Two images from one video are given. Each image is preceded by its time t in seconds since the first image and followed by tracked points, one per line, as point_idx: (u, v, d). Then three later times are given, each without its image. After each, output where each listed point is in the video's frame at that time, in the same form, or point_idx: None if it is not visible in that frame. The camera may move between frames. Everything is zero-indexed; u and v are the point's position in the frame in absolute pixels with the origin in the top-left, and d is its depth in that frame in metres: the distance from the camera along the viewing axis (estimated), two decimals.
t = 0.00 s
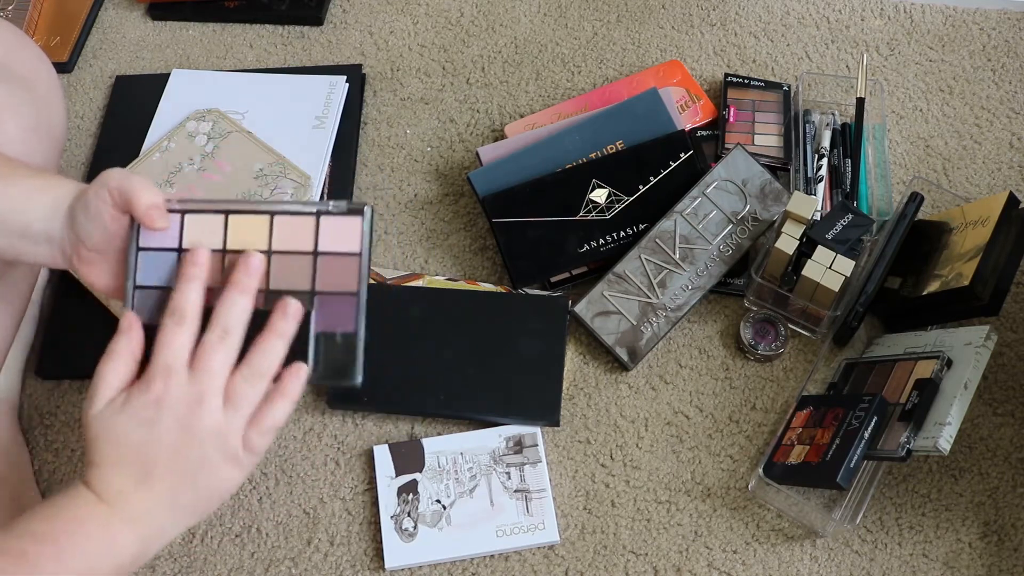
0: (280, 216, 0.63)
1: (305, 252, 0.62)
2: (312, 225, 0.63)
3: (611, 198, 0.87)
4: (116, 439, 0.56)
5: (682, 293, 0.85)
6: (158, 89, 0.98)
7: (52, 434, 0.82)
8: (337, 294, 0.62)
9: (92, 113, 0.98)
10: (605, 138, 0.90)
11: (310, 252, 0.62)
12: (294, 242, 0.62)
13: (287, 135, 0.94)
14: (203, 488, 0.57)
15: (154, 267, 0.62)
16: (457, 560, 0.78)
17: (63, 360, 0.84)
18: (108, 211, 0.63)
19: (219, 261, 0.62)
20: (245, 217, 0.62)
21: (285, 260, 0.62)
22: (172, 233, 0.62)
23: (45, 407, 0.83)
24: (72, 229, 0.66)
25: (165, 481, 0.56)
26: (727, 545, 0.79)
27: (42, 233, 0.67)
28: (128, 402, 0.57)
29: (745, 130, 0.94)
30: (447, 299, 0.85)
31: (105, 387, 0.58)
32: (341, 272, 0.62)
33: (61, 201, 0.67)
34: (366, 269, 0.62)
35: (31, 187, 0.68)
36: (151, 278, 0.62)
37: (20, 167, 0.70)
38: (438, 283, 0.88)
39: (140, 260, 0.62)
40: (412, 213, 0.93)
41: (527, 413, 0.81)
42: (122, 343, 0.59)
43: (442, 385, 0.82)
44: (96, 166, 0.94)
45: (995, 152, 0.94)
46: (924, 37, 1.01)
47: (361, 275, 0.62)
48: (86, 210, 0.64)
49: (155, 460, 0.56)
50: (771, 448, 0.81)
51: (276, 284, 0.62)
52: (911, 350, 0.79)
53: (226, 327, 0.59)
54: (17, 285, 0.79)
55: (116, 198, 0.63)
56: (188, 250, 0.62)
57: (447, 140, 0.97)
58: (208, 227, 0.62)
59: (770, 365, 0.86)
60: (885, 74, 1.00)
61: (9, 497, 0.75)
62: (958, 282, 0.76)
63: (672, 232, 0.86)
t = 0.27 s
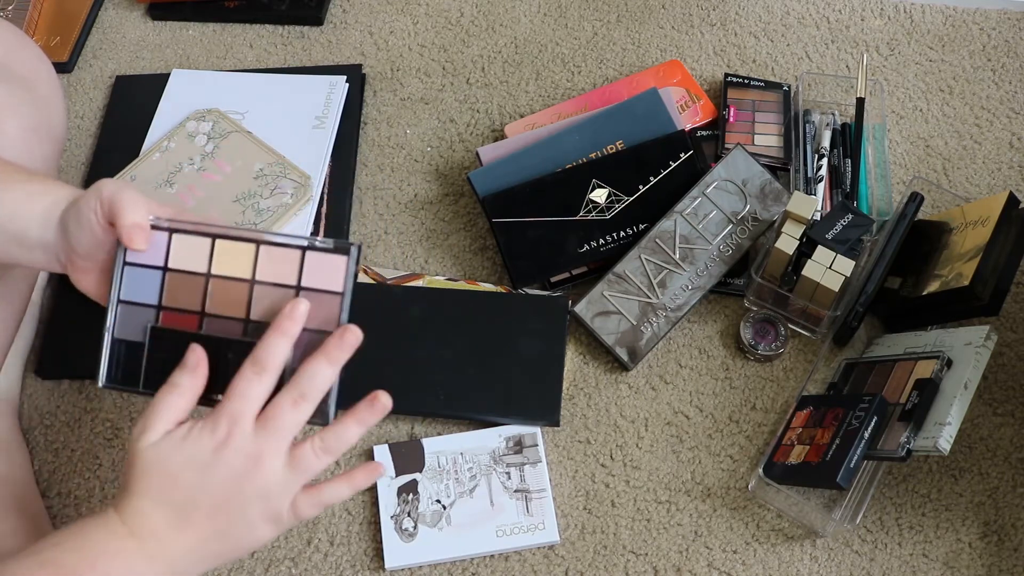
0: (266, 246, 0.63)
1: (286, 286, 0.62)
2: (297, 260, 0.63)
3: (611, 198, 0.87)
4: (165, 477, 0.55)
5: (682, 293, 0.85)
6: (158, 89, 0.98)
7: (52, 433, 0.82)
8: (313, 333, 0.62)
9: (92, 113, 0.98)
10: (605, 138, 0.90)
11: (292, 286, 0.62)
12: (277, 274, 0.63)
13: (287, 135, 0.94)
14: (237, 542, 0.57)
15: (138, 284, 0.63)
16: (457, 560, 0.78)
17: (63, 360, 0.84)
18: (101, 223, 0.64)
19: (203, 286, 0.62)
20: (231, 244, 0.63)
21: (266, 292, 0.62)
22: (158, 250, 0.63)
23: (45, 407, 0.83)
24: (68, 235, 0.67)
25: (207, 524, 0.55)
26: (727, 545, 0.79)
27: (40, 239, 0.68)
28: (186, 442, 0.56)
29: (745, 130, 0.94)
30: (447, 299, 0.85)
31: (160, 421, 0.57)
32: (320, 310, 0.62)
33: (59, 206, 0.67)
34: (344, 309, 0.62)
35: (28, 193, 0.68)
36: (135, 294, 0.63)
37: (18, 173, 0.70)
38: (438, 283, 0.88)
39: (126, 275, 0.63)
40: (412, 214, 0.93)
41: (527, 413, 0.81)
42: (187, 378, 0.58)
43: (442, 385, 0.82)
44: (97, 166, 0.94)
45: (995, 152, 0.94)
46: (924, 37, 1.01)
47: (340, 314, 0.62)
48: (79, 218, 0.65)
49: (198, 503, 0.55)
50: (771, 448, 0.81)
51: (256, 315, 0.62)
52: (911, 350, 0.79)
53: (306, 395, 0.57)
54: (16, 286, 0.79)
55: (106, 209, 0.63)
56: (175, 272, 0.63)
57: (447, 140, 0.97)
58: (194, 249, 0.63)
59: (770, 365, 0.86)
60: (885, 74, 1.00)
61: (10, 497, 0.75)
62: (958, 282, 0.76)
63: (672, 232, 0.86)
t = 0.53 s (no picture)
0: (283, 240, 0.64)
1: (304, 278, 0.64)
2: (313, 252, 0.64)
3: (611, 198, 0.87)
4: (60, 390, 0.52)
5: (682, 293, 0.85)
6: (158, 89, 0.98)
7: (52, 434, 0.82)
8: (335, 322, 0.64)
9: (92, 113, 0.98)
10: (605, 138, 0.90)
11: (310, 277, 0.64)
12: (295, 266, 0.64)
13: (287, 135, 0.94)
14: (142, 440, 0.53)
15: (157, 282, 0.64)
16: (457, 560, 0.78)
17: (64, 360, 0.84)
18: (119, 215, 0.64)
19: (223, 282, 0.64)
20: (247, 238, 0.64)
21: (286, 284, 0.64)
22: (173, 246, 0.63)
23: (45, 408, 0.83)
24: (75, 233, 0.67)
25: (109, 429, 0.52)
26: (727, 545, 0.79)
27: (45, 237, 0.68)
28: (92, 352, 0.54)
29: (745, 130, 0.94)
30: (447, 300, 0.85)
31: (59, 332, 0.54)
32: (339, 299, 0.64)
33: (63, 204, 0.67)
34: (363, 298, 0.64)
35: (32, 191, 0.68)
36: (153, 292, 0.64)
37: (21, 169, 0.70)
38: (438, 283, 0.88)
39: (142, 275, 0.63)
40: (412, 214, 0.93)
41: (527, 413, 0.81)
42: (39, 307, 0.54)
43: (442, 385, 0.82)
44: (97, 166, 0.94)
45: (995, 152, 0.94)
46: (924, 37, 1.01)
47: (359, 302, 0.64)
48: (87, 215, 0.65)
49: (98, 412, 0.52)
50: (771, 448, 0.81)
51: (277, 306, 0.64)
52: (911, 350, 0.79)
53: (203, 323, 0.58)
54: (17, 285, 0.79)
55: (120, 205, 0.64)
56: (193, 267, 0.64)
57: (447, 140, 0.97)
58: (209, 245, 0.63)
59: (770, 365, 0.86)
60: (885, 74, 1.00)
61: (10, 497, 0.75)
62: (958, 282, 0.76)
63: (672, 232, 0.86)
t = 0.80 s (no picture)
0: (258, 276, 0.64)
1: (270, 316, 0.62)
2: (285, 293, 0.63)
3: (611, 198, 0.87)
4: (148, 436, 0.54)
5: (682, 293, 0.85)
6: (158, 89, 0.98)
7: (52, 434, 0.82)
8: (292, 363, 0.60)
9: (92, 113, 0.98)
10: (605, 138, 0.90)
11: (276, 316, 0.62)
12: (263, 303, 0.62)
13: (287, 135, 0.94)
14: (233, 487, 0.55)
15: (125, 291, 0.61)
16: (457, 560, 0.78)
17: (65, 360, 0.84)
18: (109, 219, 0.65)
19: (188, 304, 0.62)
20: (225, 270, 0.63)
21: (250, 319, 0.62)
22: (149, 262, 0.62)
23: (45, 408, 0.83)
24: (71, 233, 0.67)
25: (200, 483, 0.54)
26: (727, 545, 0.79)
27: (43, 238, 0.68)
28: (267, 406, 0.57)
29: (745, 130, 0.94)
30: (447, 299, 0.85)
31: (151, 382, 0.56)
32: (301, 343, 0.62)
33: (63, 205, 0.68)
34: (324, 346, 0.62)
35: (33, 192, 0.68)
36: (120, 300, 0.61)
37: (20, 169, 0.70)
38: (438, 283, 0.88)
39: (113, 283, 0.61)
40: (412, 214, 0.93)
41: (527, 413, 0.81)
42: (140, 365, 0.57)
43: (442, 384, 0.82)
44: (97, 166, 0.94)
45: (995, 152, 0.94)
46: (923, 37, 1.01)
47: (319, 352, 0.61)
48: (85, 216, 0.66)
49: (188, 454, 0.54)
50: (771, 448, 0.81)
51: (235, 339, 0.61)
52: (911, 350, 0.79)
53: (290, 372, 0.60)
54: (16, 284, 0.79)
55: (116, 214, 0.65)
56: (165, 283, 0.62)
57: (447, 140, 0.97)
58: (185, 268, 0.63)
59: (770, 365, 0.86)
60: (885, 74, 1.00)
61: (10, 497, 0.75)
62: (958, 282, 0.76)
63: (672, 232, 0.86)
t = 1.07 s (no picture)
0: (260, 226, 0.63)
1: (276, 266, 0.62)
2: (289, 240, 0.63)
3: (611, 198, 0.87)
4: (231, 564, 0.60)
5: (682, 293, 0.85)
6: (158, 89, 0.98)
7: (52, 434, 0.82)
8: (301, 312, 0.61)
9: (92, 113, 0.98)
10: (605, 138, 0.90)
11: (281, 265, 0.62)
12: (268, 253, 0.62)
13: (287, 134, 0.94)
14: None
15: (133, 261, 0.63)
16: (457, 560, 0.78)
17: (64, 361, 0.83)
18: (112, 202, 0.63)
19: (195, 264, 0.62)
20: (227, 224, 0.63)
21: (256, 271, 0.62)
22: (156, 228, 0.63)
23: (45, 408, 0.83)
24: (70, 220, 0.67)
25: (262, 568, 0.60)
26: (727, 545, 0.79)
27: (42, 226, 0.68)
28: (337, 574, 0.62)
29: (744, 130, 0.94)
30: (447, 299, 0.85)
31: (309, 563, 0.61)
32: (308, 289, 0.61)
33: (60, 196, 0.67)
34: (332, 290, 0.61)
35: (31, 180, 0.68)
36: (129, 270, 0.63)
37: (17, 161, 0.70)
38: (438, 283, 0.88)
39: (121, 253, 0.63)
40: (412, 213, 0.93)
41: (527, 413, 0.81)
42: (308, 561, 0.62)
43: (442, 384, 0.82)
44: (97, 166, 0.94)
45: (995, 152, 0.94)
46: (923, 37, 1.01)
47: (328, 294, 0.61)
48: (82, 197, 0.65)
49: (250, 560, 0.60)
50: (771, 448, 0.81)
51: (244, 293, 0.62)
52: (911, 350, 0.79)
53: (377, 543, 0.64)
54: (17, 284, 0.79)
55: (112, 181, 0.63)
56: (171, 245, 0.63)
57: (447, 140, 0.97)
58: (190, 228, 0.63)
59: (770, 365, 0.86)
60: (885, 74, 1.00)
61: (10, 497, 0.75)
62: (958, 282, 0.76)
63: (672, 232, 0.86)
